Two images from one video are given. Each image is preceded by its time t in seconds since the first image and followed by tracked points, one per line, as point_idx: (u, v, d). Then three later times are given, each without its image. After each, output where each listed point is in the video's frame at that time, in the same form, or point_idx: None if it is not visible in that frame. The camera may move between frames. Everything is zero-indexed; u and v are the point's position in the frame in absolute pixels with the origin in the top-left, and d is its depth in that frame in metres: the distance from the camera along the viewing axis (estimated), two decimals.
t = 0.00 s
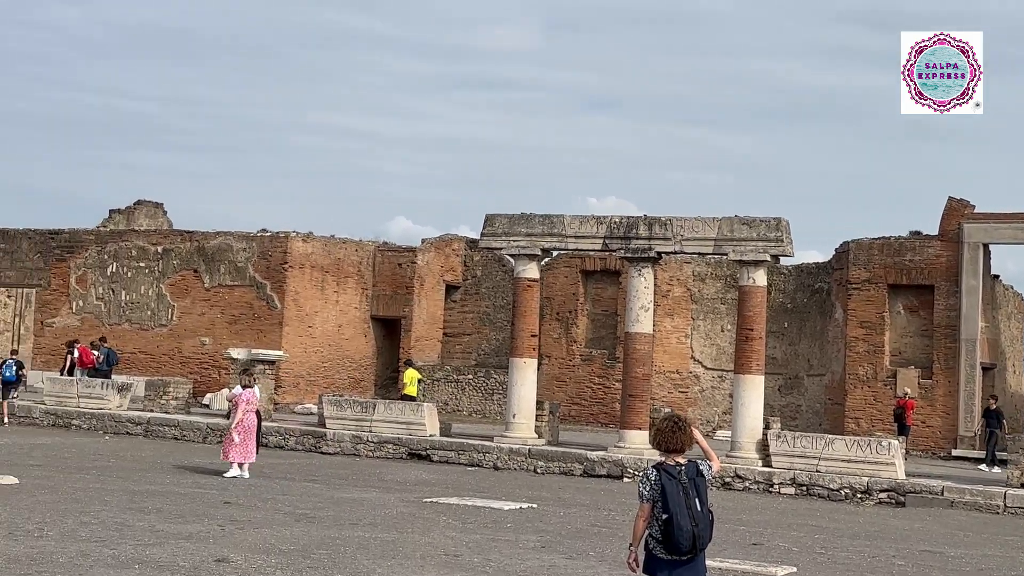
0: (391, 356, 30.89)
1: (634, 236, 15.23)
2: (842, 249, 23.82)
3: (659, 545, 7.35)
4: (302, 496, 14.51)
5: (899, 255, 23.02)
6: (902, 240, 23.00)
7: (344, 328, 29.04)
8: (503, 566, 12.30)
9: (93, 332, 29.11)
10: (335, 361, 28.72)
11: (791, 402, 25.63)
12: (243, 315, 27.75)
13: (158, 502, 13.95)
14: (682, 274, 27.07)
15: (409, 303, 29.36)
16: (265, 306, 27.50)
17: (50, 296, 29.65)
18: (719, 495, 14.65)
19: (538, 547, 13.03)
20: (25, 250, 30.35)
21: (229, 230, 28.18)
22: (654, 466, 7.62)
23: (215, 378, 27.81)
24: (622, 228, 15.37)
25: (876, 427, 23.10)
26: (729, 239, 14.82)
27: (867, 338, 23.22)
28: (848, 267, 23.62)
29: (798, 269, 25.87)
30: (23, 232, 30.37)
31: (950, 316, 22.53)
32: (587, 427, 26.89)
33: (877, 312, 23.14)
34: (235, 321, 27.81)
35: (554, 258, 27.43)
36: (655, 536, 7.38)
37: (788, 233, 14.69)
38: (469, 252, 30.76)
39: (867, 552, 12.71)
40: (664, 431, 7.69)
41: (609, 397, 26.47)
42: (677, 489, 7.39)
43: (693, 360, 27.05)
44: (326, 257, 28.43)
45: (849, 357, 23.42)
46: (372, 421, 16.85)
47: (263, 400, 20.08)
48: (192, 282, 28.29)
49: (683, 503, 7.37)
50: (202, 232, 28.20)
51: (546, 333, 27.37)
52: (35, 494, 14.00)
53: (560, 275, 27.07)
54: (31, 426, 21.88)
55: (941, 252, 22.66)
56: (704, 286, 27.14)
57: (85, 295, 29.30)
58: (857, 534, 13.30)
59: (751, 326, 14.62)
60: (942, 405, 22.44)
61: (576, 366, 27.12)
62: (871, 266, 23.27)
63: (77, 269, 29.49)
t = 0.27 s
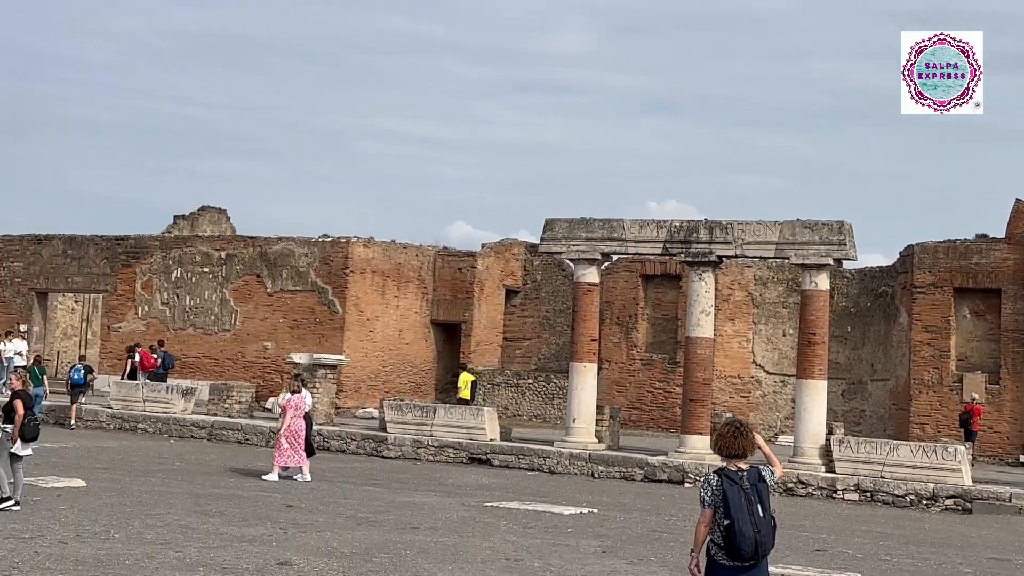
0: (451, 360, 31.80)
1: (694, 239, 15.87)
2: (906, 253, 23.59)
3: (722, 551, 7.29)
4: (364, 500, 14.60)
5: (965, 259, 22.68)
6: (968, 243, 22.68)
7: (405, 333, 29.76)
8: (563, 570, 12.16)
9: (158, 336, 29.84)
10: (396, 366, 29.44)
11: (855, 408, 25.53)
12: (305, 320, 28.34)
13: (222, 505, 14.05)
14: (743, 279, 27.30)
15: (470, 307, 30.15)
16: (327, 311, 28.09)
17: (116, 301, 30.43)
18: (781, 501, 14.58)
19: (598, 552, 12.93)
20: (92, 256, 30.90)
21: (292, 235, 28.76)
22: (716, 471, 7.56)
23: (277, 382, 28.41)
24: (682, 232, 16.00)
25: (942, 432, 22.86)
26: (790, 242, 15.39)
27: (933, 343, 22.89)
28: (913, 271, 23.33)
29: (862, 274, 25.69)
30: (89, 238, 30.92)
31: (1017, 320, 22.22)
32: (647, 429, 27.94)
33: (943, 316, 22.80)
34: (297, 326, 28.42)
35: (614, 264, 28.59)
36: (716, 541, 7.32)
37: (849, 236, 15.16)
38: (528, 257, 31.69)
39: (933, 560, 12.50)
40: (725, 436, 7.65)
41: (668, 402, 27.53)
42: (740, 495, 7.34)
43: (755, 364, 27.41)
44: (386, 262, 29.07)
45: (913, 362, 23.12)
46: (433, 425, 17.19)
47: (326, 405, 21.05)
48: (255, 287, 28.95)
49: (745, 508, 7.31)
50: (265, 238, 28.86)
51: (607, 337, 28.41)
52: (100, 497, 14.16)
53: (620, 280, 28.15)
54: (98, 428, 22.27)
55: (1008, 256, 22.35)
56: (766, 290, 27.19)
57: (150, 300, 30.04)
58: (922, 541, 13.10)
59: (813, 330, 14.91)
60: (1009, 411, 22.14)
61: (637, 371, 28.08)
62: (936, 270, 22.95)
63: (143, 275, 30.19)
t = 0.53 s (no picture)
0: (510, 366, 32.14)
1: (755, 243, 17.16)
2: (971, 256, 23.34)
3: (784, 557, 7.23)
4: (426, 504, 14.73)
5: None
6: None
7: (465, 337, 29.92)
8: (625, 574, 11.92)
9: (223, 341, 30.24)
10: (456, 370, 29.65)
11: (920, 413, 25.30)
12: (366, 325, 28.54)
13: (285, 509, 14.15)
14: (806, 283, 27.13)
15: (529, 312, 30.29)
16: (388, 315, 28.31)
17: (181, 306, 30.91)
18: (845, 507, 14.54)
19: (660, 557, 12.74)
20: (157, 261, 31.43)
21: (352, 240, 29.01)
22: (777, 476, 7.49)
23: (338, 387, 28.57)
24: (743, 236, 17.33)
25: (1010, 438, 22.51)
26: (854, 246, 16.48)
27: (1000, 347, 22.61)
28: (979, 274, 23.13)
29: (927, 278, 25.40)
30: (154, 244, 31.44)
31: None
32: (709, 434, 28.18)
33: (1011, 320, 22.48)
34: (358, 331, 28.63)
35: (674, 269, 28.87)
36: (778, 547, 7.26)
37: (913, 240, 16.18)
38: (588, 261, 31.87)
39: (1001, 567, 12.30)
40: (787, 441, 7.57)
41: (730, 406, 27.73)
42: (802, 500, 7.26)
43: (818, 370, 27.22)
44: (447, 267, 29.24)
45: (981, 366, 22.91)
46: (493, 429, 19.00)
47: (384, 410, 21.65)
48: (317, 292, 29.21)
49: (808, 513, 7.23)
50: (327, 244, 29.12)
51: (668, 342, 28.73)
52: (167, 500, 14.35)
53: (680, 285, 28.51)
54: (163, 432, 22.63)
55: None
56: (829, 295, 27.05)
57: (214, 305, 30.45)
58: (990, 549, 12.91)
59: (877, 335, 16.15)
60: None
61: (698, 376, 28.33)
62: (1004, 273, 22.63)
63: (206, 280, 30.64)
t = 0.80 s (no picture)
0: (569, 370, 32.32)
1: (817, 247, 17.07)
2: None
3: (848, 565, 7.15)
4: (486, 508, 14.79)
5: None
6: None
7: (525, 341, 29.97)
8: None
9: (285, 345, 30.53)
10: (516, 375, 29.69)
11: (986, 419, 24.97)
12: (426, 329, 28.69)
13: (348, 513, 14.26)
14: (869, 287, 26.89)
15: (589, 317, 30.29)
16: (448, 320, 28.44)
17: (243, 311, 31.26)
18: (910, 514, 14.37)
19: (722, 563, 12.64)
20: (220, 267, 31.84)
21: (412, 245, 29.19)
22: (841, 483, 7.38)
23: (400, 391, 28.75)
24: (805, 240, 17.25)
25: None
26: (919, 249, 16.28)
27: None
28: None
29: (993, 282, 25.05)
30: (217, 250, 31.83)
31: None
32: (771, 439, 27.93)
33: None
34: (419, 335, 28.79)
35: (735, 272, 28.76)
36: (841, 554, 7.18)
37: (979, 243, 15.98)
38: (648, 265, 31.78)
39: None
40: (850, 447, 7.47)
41: (792, 412, 27.50)
42: (866, 507, 7.17)
43: (881, 375, 26.92)
44: (506, 272, 29.32)
45: None
46: (553, 434, 19.01)
47: (445, 413, 21.82)
48: (377, 297, 29.42)
49: (872, 521, 7.12)
50: (387, 248, 29.32)
51: (729, 347, 28.58)
52: (231, 504, 14.52)
53: (740, 289, 28.36)
54: (226, 436, 22.93)
55: None
56: (892, 299, 26.75)
57: (276, 310, 30.76)
58: None
59: (943, 340, 15.86)
60: None
61: (759, 381, 28.13)
62: None
63: (268, 286, 30.99)
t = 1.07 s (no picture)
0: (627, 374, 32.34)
1: (878, 250, 17.04)
2: None
3: (909, 572, 7.06)
4: (544, 513, 14.82)
5: None
6: None
7: (582, 346, 29.95)
8: None
9: (343, 350, 30.78)
10: (573, 380, 29.68)
11: None
12: (483, 334, 28.77)
13: (406, 517, 14.35)
14: (931, 290, 26.58)
15: (646, 321, 30.19)
16: (505, 325, 28.48)
17: (302, 317, 31.54)
18: (973, 521, 14.18)
19: (782, 569, 12.53)
20: (278, 272, 32.16)
21: (469, 250, 29.32)
22: (901, 488, 7.31)
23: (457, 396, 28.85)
24: (865, 243, 17.21)
25: None
26: (982, 252, 16.11)
27: None
28: None
29: None
30: (276, 256, 32.15)
31: None
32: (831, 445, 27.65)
33: None
34: (476, 340, 28.86)
35: (794, 276, 28.56)
36: (902, 561, 7.09)
37: None
38: (706, 269, 31.66)
39: None
40: (910, 453, 7.39)
41: (853, 417, 27.21)
42: (926, 513, 7.08)
43: (944, 379, 26.56)
44: (563, 277, 29.34)
45: None
46: (610, 439, 19.06)
47: (504, 418, 21.89)
48: (434, 301, 29.56)
49: (933, 527, 7.03)
50: (444, 254, 29.45)
51: (787, 351, 28.37)
52: (290, 508, 14.68)
53: (799, 293, 28.14)
54: (286, 440, 23.17)
55: None
56: (955, 302, 26.42)
57: (334, 315, 31.03)
58: None
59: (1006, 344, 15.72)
60: None
61: (819, 386, 27.88)
62: None
63: (327, 291, 31.25)
